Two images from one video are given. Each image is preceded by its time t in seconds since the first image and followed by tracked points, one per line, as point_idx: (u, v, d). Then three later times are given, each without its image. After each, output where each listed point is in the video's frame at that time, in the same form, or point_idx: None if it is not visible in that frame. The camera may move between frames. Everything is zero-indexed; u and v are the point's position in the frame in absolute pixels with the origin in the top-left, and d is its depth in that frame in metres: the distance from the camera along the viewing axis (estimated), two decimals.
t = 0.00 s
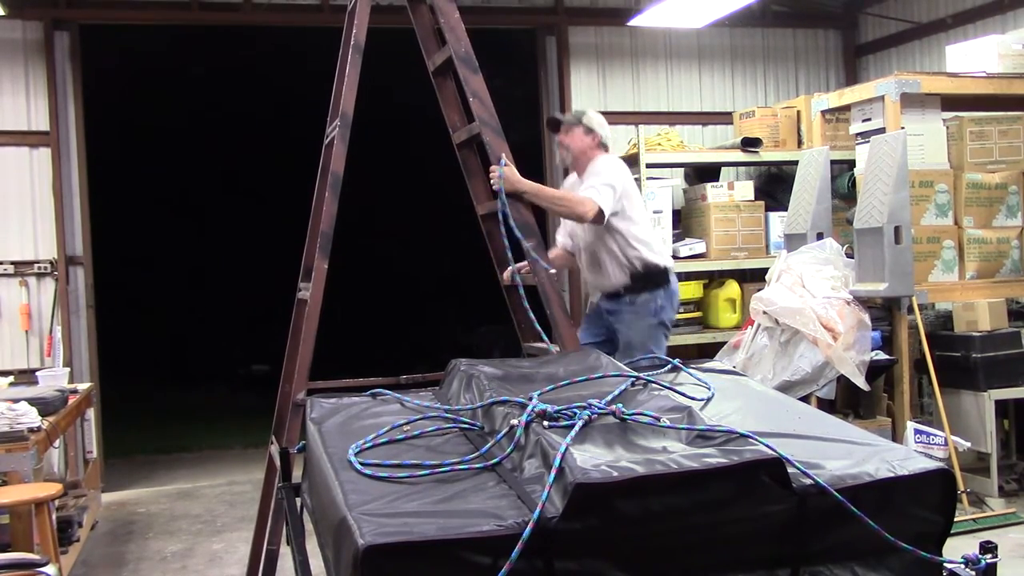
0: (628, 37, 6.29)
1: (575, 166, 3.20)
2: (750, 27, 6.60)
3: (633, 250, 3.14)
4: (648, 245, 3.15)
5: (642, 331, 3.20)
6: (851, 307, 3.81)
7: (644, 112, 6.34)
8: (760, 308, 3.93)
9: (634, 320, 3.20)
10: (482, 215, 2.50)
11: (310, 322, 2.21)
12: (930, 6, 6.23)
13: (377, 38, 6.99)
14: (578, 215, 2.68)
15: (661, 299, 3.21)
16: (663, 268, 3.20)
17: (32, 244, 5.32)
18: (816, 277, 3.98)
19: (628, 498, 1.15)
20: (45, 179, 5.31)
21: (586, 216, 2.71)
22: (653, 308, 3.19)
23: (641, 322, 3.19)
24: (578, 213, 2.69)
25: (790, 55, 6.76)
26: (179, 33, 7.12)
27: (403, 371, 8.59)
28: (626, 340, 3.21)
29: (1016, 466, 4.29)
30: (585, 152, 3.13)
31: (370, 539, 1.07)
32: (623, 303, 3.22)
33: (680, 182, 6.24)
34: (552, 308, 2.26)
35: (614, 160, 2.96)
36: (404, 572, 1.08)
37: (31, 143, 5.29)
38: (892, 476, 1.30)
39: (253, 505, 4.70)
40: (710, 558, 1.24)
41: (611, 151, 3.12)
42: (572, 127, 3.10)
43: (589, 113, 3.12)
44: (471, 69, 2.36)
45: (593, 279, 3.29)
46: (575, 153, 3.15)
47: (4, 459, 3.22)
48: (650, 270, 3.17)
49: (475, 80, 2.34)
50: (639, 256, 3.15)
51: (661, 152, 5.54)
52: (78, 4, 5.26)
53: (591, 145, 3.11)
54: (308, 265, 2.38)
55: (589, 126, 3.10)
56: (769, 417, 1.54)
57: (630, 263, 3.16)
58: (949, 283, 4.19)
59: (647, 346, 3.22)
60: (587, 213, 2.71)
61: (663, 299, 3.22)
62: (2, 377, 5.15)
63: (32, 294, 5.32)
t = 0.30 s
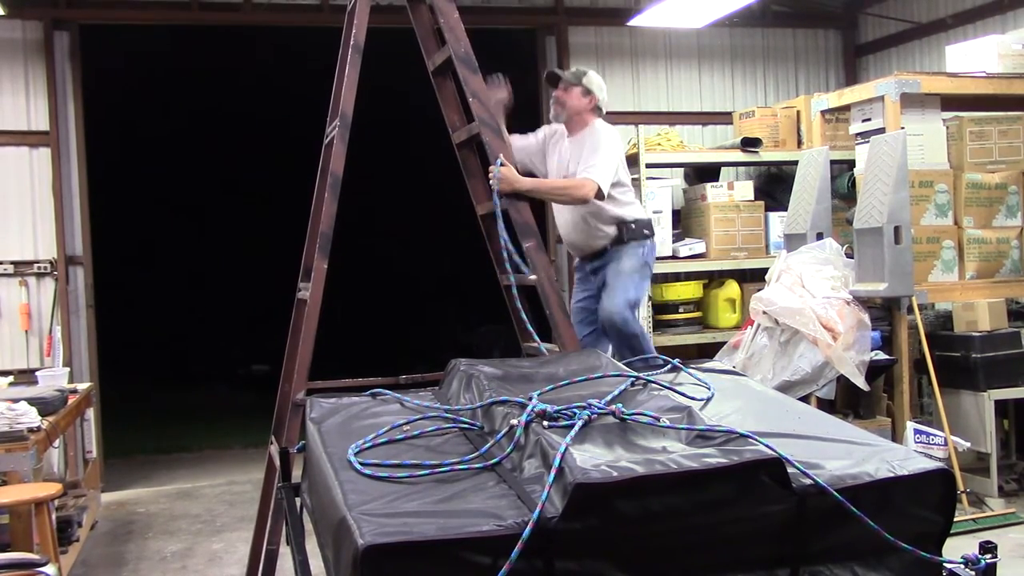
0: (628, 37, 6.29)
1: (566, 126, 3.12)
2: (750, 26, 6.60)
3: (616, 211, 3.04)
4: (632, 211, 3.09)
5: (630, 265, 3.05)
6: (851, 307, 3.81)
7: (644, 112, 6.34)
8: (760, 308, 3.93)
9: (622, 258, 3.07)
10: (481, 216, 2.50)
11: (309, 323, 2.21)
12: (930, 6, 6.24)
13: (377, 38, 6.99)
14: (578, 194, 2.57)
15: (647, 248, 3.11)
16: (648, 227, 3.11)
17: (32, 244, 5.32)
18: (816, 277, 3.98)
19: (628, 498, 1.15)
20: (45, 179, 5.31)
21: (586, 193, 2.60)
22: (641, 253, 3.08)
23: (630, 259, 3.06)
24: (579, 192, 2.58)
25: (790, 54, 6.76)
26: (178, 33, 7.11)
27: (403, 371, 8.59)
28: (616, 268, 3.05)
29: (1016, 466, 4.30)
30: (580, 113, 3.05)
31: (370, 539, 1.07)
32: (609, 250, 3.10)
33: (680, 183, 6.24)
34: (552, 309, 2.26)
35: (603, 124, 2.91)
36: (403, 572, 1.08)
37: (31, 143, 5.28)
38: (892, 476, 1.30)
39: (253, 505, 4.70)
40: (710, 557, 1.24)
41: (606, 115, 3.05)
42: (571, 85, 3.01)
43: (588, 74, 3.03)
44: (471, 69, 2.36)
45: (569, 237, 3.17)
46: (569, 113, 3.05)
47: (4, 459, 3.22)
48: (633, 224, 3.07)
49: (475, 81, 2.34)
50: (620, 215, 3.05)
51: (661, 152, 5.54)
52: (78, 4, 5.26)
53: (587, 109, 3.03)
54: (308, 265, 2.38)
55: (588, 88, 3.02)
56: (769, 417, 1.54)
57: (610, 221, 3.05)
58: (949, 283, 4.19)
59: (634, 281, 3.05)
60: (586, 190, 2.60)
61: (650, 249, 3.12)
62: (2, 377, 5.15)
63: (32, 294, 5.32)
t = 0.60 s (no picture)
0: (628, 38, 6.30)
1: (564, 114, 3.07)
2: (750, 27, 6.60)
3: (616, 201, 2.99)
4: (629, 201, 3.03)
5: (621, 248, 2.96)
6: (852, 308, 3.80)
7: (644, 113, 6.34)
8: (760, 309, 3.92)
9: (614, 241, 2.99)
10: (481, 218, 2.50)
11: (310, 323, 2.21)
12: (931, 7, 6.24)
13: (377, 39, 6.99)
14: (579, 184, 2.57)
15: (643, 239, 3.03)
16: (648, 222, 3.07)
17: (32, 246, 5.32)
18: (817, 278, 3.98)
19: (628, 499, 1.15)
20: (45, 180, 5.31)
21: (586, 182, 2.59)
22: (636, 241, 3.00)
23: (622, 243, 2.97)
24: (579, 181, 2.57)
25: (791, 55, 6.76)
26: (179, 34, 7.12)
27: (404, 371, 8.59)
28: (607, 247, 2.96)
29: (1017, 467, 4.29)
30: (581, 103, 3.02)
31: (371, 540, 1.07)
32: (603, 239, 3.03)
33: (681, 183, 6.24)
34: (552, 309, 2.26)
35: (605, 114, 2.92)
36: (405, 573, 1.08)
37: (32, 145, 5.29)
38: (893, 476, 1.30)
39: (254, 506, 4.69)
40: (711, 559, 1.24)
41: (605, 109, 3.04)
42: (577, 75, 2.97)
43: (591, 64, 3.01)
44: (471, 70, 2.36)
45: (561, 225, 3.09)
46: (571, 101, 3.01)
47: (5, 459, 3.21)
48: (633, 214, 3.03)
49: (475, 81, 2.34)
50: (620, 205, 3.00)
51: (661, 153, 5.54)
52: (78, 5, 5.27)
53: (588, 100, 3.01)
54: (308, 266, 2.38)
55: (591, 79, 3.00)
56: (769, 418, 1.54)
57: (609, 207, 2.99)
58: (950, 283, 4.19)
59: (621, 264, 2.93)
60: (587, 178, 2.59)
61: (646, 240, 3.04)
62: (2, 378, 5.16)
63: (33, 295, 5.32)
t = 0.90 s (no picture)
0: (628, 37, 6.29)
1: (564, 112, 3.01)
2: (751, 27, 6.60)
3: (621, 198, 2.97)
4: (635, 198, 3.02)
5: (620, 249, 2.96)
6: (852, 307, 3.80)
7: (644, 112, 6.34)
8: (761, 308, 3.91)
9: (614, 242, 2.99)
10: (482, 217, 2.49)
11: (310, 322, 2.21)
12: (931, 6, 6.24)
13: (377, 37, 6.99)
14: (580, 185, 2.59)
15: (646, 238, 3.02)
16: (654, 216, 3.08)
17: (33, 244, 5.32)
18: (817, 277, 3.98)
19: (628, 498, 1.15)
20: (46, 179, 5.32)
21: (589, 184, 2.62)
22: (637, 238, 3.00)
23: (620, 244, 2.97)
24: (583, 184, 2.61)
25: (791, 54, 6.76)
26: (180, 33, 7.12)
27: (405, 370, 8.60)
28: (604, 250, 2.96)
29: (1017, 466, 4.29)
30: (581, 102, 2.94)
31: (371, 539, 1.07)
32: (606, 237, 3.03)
33: (681, 182, 6.23)
34: (553, 307, 2.26)
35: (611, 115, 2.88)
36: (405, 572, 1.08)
37: (32, 143, 5.29)
38: (893, 475, 1.30)
39: (254, 505, 4.69)
40: (711, 557, 1.24)
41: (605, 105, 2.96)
42: (575, 73, 2.88)
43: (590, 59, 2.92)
44: (471, 69, 2.36)
45: (564, 222, 3.09)
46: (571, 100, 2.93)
47: (5, 458, 3.21)
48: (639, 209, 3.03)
49: (475, 81, 2.34)
50: (624, 202, 2.98)
51: (662, 152, 5.54)
52: (78, 4, 5.27)
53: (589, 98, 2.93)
54: (309, 265, 2.38)
55: (590, 75, 2.91)
56: (769, 417, 1.54)
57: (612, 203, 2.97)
58: (950, 282, 4.19)
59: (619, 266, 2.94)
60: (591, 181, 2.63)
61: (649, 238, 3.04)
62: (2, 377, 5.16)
63: (33, 294, 5.32)
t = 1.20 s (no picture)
0: (625, 31, 6.28)
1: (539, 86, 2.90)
2: (747, 20, 6.59)
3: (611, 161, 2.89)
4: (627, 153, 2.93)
5: (621, 222, 2.90)
6: (849, 300, 3.81)
7: (642, 106, 6.33)
8: (757, 302, 3.90)
9: (614, 213, 2.93)
10: (479, 212, 2.49)
11: (308, 317, 2.21)
12: None
13: (374, 31, 6.97)
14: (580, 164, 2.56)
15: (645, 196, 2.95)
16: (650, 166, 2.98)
17: (29, 240, 5.31)
18: (815, 270, 3.98)
19: (627, 492, 1.15)
20: (42, 175, 5.30)
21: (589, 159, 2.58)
22: (636, 203, 2.92)
23: (620, 217, 2.91)
24: (585, 161, 2.57)
25: (788, 47, 6.75)
26: (176, 28, 7.09)
27: (403, 365, 8.59)
28: (604, 229, 2.91)
29: (1015, 458, 4.30)
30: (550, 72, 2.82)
31: (370, 533, 1.07)
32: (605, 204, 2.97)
33: (678, 177, 6.22)
34: (547, 297, 2.26)
35: (581, 73, 2.75)
36: (403, 567, 1.08)
37: (29, 139, 5.28)
38: (890, 468, 1.30)
39: (253, 501, 4.69)
40: (709, 551, 1.24)
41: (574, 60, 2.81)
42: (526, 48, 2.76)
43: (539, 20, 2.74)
44: (468, 63, 2.35)
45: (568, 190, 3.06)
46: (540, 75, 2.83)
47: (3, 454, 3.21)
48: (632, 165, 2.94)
49: (472, 75, 2.33)
50: (613, 163, 2.90)
51: (660, 146, 5.54)
52: None
53: (554, 58, 2.78)
54: (306, 259, 2.37)
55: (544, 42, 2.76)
56: (767, 411, 1.55)
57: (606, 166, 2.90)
58: (948, 275, 4.19)
59: (623, 243, 2.89)
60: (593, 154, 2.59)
61: (648, 197, 2.96)
62: None
63: (30, 291, 5.31)
